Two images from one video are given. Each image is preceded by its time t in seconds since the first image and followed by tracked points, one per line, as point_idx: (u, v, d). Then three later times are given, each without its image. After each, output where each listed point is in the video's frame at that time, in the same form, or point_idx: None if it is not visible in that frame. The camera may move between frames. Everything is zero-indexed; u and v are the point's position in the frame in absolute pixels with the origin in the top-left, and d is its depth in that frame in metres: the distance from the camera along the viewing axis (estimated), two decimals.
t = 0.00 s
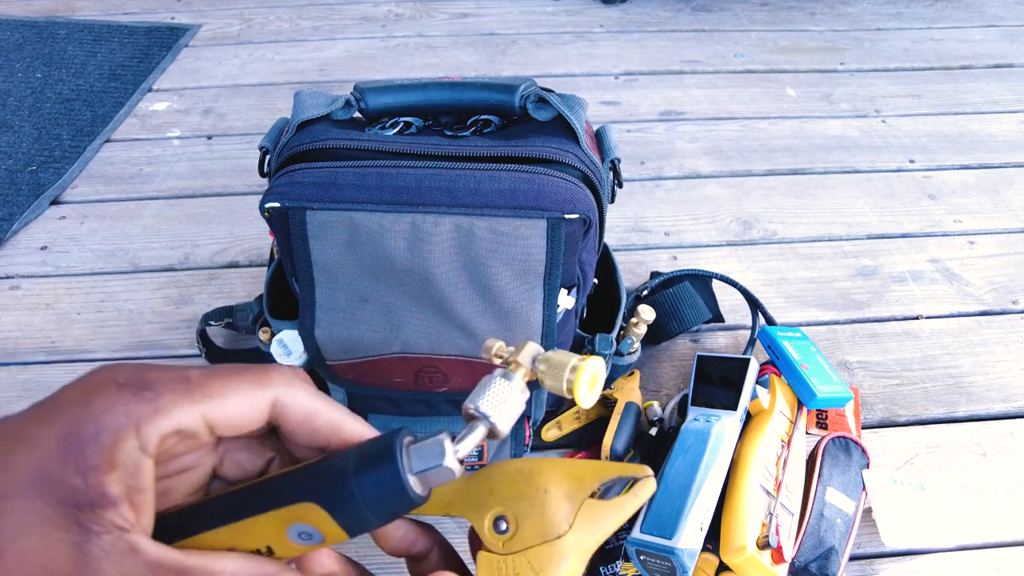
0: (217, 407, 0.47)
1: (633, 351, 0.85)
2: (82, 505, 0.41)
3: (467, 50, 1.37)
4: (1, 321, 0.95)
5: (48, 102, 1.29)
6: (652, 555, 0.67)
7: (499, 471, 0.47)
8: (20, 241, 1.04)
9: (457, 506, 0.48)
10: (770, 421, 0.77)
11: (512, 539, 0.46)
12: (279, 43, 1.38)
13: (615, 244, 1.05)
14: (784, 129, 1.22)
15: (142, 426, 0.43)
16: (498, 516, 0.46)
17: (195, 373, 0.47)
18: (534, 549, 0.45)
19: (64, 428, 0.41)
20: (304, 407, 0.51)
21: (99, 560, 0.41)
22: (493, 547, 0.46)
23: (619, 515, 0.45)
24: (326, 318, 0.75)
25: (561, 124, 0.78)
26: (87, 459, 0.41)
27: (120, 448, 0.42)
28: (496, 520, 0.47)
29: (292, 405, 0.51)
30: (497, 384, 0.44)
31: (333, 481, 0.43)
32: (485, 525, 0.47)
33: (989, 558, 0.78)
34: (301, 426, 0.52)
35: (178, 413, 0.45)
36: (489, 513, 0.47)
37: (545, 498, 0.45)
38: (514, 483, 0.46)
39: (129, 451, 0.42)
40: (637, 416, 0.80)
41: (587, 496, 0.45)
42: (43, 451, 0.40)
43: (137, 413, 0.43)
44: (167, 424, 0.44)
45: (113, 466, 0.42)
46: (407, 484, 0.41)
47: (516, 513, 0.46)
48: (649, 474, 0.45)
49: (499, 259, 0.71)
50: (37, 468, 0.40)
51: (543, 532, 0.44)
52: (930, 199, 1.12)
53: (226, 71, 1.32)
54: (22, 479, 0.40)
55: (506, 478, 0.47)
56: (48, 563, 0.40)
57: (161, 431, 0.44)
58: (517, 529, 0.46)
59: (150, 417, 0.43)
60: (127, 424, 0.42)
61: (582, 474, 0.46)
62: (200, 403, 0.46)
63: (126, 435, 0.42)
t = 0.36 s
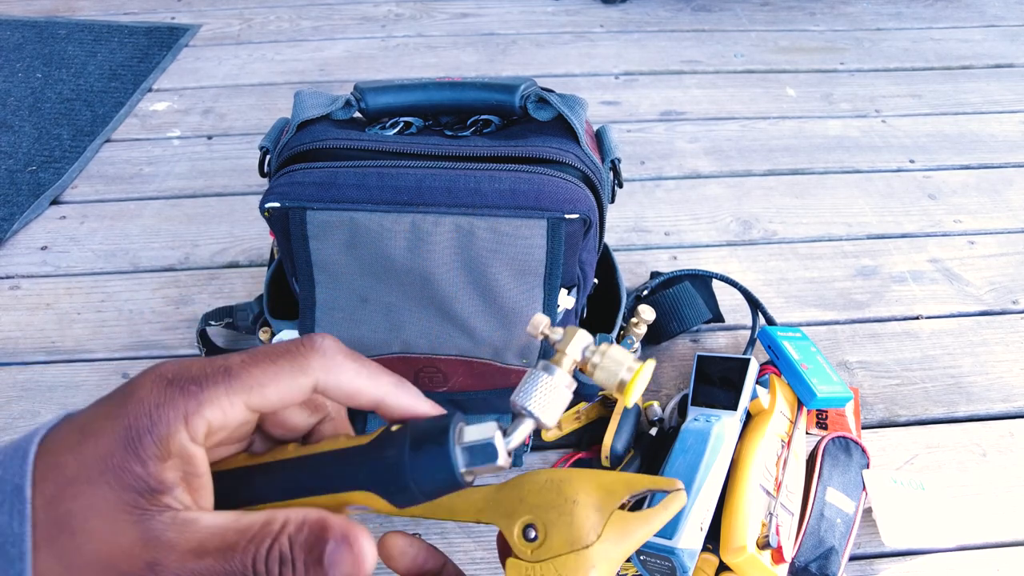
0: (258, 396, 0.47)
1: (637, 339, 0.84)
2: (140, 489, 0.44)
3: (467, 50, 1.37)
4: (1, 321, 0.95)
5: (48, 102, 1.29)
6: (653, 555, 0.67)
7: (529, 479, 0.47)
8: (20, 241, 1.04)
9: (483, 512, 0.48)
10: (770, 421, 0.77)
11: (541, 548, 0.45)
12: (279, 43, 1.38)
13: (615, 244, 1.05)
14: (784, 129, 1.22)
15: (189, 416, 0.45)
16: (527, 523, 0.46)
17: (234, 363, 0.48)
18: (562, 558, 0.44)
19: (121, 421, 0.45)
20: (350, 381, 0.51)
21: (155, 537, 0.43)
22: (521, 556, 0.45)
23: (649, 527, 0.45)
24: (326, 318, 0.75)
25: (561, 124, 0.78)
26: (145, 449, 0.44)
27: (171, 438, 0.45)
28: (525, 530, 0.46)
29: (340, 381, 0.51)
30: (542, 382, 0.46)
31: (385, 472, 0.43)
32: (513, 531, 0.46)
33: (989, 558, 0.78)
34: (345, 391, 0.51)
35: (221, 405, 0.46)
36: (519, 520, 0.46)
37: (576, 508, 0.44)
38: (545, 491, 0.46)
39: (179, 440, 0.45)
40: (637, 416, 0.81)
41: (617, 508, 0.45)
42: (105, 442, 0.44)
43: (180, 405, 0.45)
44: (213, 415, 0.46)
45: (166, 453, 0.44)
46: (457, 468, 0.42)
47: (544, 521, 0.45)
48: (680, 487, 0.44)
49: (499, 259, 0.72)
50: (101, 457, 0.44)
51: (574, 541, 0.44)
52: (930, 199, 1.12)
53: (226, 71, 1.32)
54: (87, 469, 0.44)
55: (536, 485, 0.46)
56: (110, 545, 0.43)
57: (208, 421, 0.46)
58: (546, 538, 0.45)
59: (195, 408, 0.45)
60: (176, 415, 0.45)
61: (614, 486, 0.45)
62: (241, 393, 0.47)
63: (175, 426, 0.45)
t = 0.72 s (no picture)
0: (291, 323, 0.58)
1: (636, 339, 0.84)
2: (138, 373, 0.47)
3: (467, 49, 1.37)
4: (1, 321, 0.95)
5: (48, 102, 1.29)
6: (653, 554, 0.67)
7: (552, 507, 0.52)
8: (21, 241, 1.04)
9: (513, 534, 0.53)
10: (770, 421, 0.77)
11: (551, 564, 0.49)
12: (279, 43, 1.38)
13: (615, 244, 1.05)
14: (784, 129, 1.22)
15: (215, 321, 0.52)
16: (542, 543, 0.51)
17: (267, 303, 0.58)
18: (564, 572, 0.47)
19: (148, 322, 0.51)
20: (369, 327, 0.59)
21: (133, 411, 0.44)
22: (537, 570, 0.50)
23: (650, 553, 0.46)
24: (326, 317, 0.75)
25: (561, 124, 0.77)
26: (156, 336, 0.50)
27: (189, 339, 0.51)
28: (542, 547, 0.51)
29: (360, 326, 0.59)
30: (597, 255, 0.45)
31: (459, 376, 0.37)
32: (531, 550, 0.51)
33: (989, 558, 0.78)
34: (375, 346, 0.59)
35: (254, 321, 0.55)
36: (535, 541, 0.51)
37: (580, 527, 0.48)
38: (559, 515, 0.51)
39: (194, 344, 0.51)
40: (637, 416, 0.81)
41: (621, 533, 0.47)
42: (132, 331, 0.50)
43: (204, 313, 0.52)
44: (239, 328, 0.54)
45: (177, 346, 0.50)
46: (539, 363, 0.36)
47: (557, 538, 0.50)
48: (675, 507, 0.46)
49: (499, 258, 0.72)
50: (113, 343, 0.49)
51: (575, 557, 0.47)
52: (930, 199, 1.12)
53: (226, 71, 1.32)
54: (96, 352, 0.48)
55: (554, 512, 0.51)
56: (86, 407, 0.44)
57: (231, 331, 0.53)
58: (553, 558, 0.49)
59: (222, 317, 0.53)
60: (197, 320, 0.52)
61: (619, 514, 0.48)
62: (277, 315, 0.57)
63: (195, 328, 0.51)
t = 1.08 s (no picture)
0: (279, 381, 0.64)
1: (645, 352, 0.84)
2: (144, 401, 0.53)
3: (467, 47, 1.36)
4: None
5: (45, 101, 1.28)
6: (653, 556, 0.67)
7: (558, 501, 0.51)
8: (17, 241, 1.03)
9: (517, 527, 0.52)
10: (773, 421, 0.76)
11: (557, 561, 0.48)
12: (278, 41, 1.37)
13: (616, 243, 1.04)
14: (786, 127, 1.21)
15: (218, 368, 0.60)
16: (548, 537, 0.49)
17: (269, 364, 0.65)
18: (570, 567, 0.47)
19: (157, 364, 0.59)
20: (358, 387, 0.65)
21: (112, 415, 0.50)
22: (541, 567, 0.49)
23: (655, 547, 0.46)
24: (325, 317, 0.74)
25: (562, 122, 0.77)
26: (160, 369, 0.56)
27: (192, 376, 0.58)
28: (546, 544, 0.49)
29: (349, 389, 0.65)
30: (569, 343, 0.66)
31: (423, 379, 0.47)
32: (536, 547, 0.50)
33: (993, 560, 0.77)
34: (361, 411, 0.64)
35: (247, 373, 0.62)
36: (541, 536, 0.50)
37: (587, 523, 0.48)
38: (565, 510, 0.50)
39: (195, 378, 0.58)
40: (638, 419, 0.80)
41: (626, 527, 0.47)
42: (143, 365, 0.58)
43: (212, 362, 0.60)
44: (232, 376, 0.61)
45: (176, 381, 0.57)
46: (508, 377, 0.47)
47: (562, 535, 0.48)
48: (683, 505, 0.46)
49: (500, 257, 0.71)
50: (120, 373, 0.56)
51: (583, 553, 0.47)
52: (934, 198, 1.11)
53: (224, 70, 1.31)
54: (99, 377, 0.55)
55: (558, 506, 0.50)
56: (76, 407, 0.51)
57: (231, 374, 0.61)
58: (559, 553, 0.48)
59: (224, 368, 0.60)
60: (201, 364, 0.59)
61: (624, 509, 0.48)
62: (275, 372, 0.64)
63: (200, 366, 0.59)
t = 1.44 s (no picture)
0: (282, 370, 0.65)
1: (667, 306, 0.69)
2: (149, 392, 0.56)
3: (467, 47, 1.36)
4: None
5: (45, 101, 1.28)
6: (653, 556, 0.67)
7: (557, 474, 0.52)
8: (17, 241, 1.03)
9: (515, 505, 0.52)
10: (773, 421, 0.76)
11: (566, 533, 0.49)
12: (278, 41, 1.37)
13: (616, 244, 1.04)
14: (787, 127, 1.21)
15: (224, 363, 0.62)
16: (553, 511, 0.50)
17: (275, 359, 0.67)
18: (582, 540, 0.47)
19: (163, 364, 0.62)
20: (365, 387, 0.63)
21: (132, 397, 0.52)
22: (549, 542, 0.49)
23: (668, 514, 0.47)
24: (325, 317, 0.74)
25: (562, 122, 0.77)
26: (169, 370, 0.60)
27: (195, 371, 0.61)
28: (551, 517, 0.50)
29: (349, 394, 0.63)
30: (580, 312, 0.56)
31: (410, 368, 0.43)
32: (540, 521, 0.50)
33: (993, 560, 0.77)
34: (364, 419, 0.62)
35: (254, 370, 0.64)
36: (544, 510, 0.50)
37: (598, 494, 0.48)
38: (569, 483, 0.50)
39: (203, 377, 0.60)
40: (638, 419, 0.79)
41: (636, 497, 0.48)
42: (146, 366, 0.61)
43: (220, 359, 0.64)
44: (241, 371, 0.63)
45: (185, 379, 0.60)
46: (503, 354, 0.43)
47: (570, 509, 0.49)
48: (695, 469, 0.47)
49: (500, 257, 0.71)
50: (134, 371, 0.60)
51: (595, 525, 0.47)
52: (934, 198, 1.11)
53: (224, 69, 1.31)
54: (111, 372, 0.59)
55: (561, 480, 0.51)
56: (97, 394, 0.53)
57: (236, 369, 0.63)
58: (568, 528, 0.49)
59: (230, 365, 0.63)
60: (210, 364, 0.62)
61: (633, 477, 0.48)
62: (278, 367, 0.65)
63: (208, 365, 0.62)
